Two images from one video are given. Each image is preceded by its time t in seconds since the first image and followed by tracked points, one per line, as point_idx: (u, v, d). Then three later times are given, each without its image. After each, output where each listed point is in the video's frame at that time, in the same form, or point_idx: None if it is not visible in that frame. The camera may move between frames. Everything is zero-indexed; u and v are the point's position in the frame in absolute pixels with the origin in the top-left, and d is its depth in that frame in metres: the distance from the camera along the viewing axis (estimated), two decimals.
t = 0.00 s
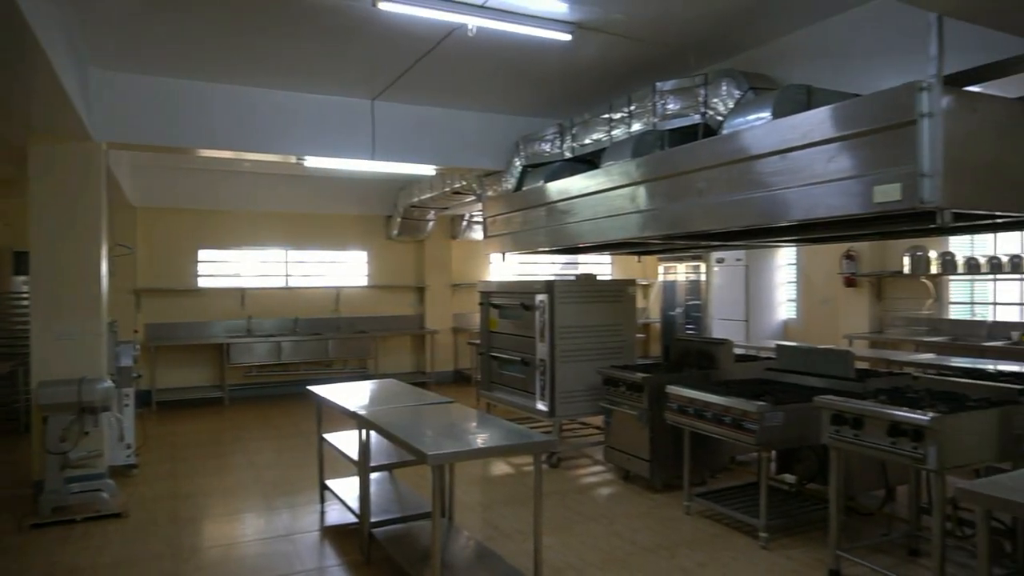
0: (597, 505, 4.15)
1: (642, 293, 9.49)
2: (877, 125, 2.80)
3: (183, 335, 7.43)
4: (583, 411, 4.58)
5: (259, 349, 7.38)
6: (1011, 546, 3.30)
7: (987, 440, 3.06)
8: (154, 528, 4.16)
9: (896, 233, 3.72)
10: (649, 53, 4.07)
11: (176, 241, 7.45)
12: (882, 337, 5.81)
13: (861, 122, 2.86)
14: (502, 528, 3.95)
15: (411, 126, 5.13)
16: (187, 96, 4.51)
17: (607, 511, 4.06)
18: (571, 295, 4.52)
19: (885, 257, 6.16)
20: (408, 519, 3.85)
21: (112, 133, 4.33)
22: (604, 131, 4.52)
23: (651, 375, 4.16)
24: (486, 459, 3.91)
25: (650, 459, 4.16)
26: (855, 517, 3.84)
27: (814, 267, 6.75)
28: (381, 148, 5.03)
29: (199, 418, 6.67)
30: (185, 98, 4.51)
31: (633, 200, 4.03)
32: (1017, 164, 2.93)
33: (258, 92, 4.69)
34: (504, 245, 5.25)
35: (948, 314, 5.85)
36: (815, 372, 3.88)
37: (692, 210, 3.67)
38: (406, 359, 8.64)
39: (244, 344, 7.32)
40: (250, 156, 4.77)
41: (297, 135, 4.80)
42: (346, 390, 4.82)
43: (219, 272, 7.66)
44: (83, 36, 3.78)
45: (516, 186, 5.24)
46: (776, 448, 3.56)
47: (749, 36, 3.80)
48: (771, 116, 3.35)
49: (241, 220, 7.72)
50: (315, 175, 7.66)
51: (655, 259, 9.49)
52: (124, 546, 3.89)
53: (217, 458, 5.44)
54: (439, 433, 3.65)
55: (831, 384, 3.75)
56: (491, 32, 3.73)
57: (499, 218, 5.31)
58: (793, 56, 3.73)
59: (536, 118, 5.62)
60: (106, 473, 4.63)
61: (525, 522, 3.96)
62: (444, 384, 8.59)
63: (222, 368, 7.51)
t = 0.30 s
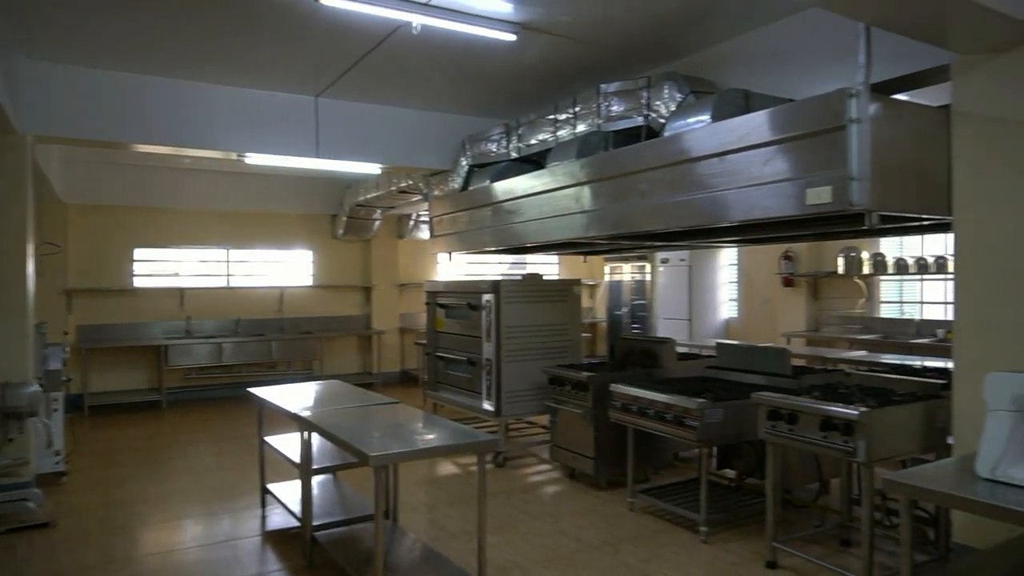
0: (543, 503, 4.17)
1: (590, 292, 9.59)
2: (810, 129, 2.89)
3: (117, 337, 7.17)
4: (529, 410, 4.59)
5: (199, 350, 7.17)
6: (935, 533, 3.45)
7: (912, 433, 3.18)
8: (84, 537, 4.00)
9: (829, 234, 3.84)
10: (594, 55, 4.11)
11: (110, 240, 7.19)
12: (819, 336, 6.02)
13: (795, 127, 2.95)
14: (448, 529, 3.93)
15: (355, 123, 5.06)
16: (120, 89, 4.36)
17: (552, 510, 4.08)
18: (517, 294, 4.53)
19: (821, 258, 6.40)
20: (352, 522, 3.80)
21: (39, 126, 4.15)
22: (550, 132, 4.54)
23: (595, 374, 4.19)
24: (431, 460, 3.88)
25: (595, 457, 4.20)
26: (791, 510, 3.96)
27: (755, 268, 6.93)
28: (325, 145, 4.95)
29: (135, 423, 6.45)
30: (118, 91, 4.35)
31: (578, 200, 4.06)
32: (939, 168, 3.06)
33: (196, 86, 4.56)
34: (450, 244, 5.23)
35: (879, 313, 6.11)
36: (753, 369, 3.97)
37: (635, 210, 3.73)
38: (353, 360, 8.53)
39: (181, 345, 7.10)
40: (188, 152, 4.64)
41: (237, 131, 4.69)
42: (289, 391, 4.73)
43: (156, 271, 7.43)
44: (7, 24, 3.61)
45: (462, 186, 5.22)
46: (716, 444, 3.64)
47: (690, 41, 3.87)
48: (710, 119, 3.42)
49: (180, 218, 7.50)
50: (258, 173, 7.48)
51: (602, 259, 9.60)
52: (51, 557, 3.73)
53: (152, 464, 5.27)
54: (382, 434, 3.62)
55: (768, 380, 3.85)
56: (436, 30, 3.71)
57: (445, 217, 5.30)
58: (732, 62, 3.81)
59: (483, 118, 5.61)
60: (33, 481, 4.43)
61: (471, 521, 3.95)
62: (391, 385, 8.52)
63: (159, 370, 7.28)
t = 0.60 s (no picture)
0: (495, 503, 4.18)
1: (543, 293, 9.66)
2: (753, 133, 2.96)
3: (55, 339, 6.92)
4: (481, 410, 4.59)
5: (142, 353, 6.97)
6: (872, 524, 3.58)
7: (850, 428, 3.29)
8: (17, 548, 3.84)
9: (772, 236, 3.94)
10: (544, 57, 4.13)
11: (47, 239, 6.92)
12: (766, 333, 6.20)
13: (739, 130, 3.02)
14: (399, 531, 3.90)
15: (305, 121, 4.99)
16: (56, 82, 4.19)
17: (504, 509, 4.09)
18: (469, 294, 4.53)
19: (767, 259, 6.60)
20: (300, 526, 3.74)
21: None
22: (501, 132, 4.56)
23: (547, 374, 4.22)
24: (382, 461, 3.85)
25: (547, 456, 4.22)
26: (737, 504, 4.05)
27: (704, 267, 7.12)
28: (274, 143, 4.87)
29: (74, 428, 6.22)
30: (54, 84, 4.18)
31: (529, 200, 4.08)
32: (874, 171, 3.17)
33: (137, 81, 4.42)
34: (402, 244, 5.20)
35: (822, 312, 6.32)
36: (701, 368, 4.05)
37: (585, 211, 3.76)
38: (304, 361, 8.41)
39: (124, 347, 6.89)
40: (130, 148, 4.50)
41: (182, 128, 4.57)
42: (235, 394, 4.64)
43: (96, 271, 7.18)
44: None
45: (414, 185, 5.19)
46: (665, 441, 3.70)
47: (639, 45, 3.93)
48: (657, 122, 3.48)
49: (122, 216, 7.27)
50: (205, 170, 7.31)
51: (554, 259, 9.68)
52: None
53: (92, 470, 5.09)
54: (332, 436, 3.57)
55: (714, 378, 3.93)
56: (386, 28, 3.68)
57: (397, 217, 5.27)
58: (679, 66, 3.88)
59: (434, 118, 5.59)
60: None
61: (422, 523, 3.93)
62: (343, 386, 8.43)
63: (100, 373, 7.05)
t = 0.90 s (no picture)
0: (450, 503, 4.18)
1: (501, 293, 9.68)
2: (700, 136, 3.02)
3: None
4: (436, 410, 4.59)
5: (88, 355, 6.78)
6: (815, 517, 3.68)
7: (794, 424, 3.37)
8: None
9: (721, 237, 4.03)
10: (499, 58, 4.14)
11: None
12: (719, 333, 6.32)
13: (687, 133, 3.08)
14: (353, 533, 3.87)
15: (257, 119, 4.91)
16: None
17: (459, 509, 4.10)
18: (424, 294, 4.51)
19: (720, 260, 6.76)
20: (251, 529, 3.68)
21: None
22: (457, 132, 4.57)
23: (502, 373, 4.23)
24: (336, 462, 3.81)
25: (502, 456, 4.23)
26: (688, 500, 4.12)
27: (660, 267, 7.24)
28: (225, 140, 4.78)
29: (15, 433, 6.01)
30: None
31: (484, 200, 4.09)
32: (817, 175, 3.26)
33: (81, 74, 4.28)
34: (357, 244, 5.16)
35: (773, 311, 6.49)
36: (653, 367, 4.11)
37: (539, 211, 3.79)
38: (258, 362, 8.29)
39: (69, 349, 6.69)
40: (74, 144, 4.37)
41: (128, 123, 4.45)
42: (184, 396, 4.54)
43: (40, 270, 6.95)
44: None
45: (369, 185, 5.16)
46: (617, 440, 3.74)
47: (592, 48, 3.98)
48: (609, 123, 3.51)
49: (68, 214, 7.06)
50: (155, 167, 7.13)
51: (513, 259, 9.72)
52: None
53: (33, 476, 4.92)
54: (283, 437, 3.52)
55: (666, 376, 3.99)
56: (339, 26, 3.64)
57: (352, 217, 5.23)
58: (631, 69, 3.94)
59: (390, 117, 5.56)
60: None
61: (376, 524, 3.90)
62: (297, 387, 8.34)
63: (43, 376, 6.83)
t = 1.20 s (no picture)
0: (416, 505, 4.17)
1: (471, 294, 9.68)
2: (661, 139, 3.06)
3: None
4: (403, 412, 4.58)
5: (47, 358, 6.63)
6: (776, 514, 3.74)
7: (754, 422, 3.43)
8: None
9: (684, 239, 4.09)
10: (465, 59, 4.15)
11: None
12: (686, 333, 6.41)
13: (648, 136, 3.12)
14: (317, 536, 3.85)
15: (219, 118, 4.85)
16: None
17: (425, 510, 4.09)
18: (391, 295, 4.50)
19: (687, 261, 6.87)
20: (212, 535, 3.64)
21: None
22: (423, 133, 4.57)
23: (468, 374, 4.23)
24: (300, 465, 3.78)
25: (468, 457, 4.24)
26: (652, 498, 4.17)
27: (627, 268, 7.32)
28: (187, 140, 4.71)
29: None
30: None
31: (449, 202, 4.09)
32: (775, 178, 3.32)
33: (37, 71, 4.18)
34: (323, 244, 5.13)
35: (738, 311, 6.60)
36: (617, 366, 4.15)
37: (502, 213, 3.80)
38: (224, 364, 8.19)
39: (27, 352, 6.53)
40: (29, 143, 4.26)
41: (87, 122, 4.35)
42: (145, 400, 4.46)
43: None
44: None
45: (335, 185, 5.13)
46: (582, 439, 3.77)
47: (556, 51, 4.00)
48: (572, 125, 3.53)
49: (25, 214, 6.89)
50: (116, 165, 7.00)
51: (482, 260, 9.72)
52: None
53: None
54: (246, 441, 3.49)
55: (630, 376, 4.03)
56: (303, 26, 3.61)
57: (318, 218, 5.19)
58: (595, 72, 3.97)
59: (356, 117, 5.53)
60: None
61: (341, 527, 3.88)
62: (263, 390, 8.27)
63: None
